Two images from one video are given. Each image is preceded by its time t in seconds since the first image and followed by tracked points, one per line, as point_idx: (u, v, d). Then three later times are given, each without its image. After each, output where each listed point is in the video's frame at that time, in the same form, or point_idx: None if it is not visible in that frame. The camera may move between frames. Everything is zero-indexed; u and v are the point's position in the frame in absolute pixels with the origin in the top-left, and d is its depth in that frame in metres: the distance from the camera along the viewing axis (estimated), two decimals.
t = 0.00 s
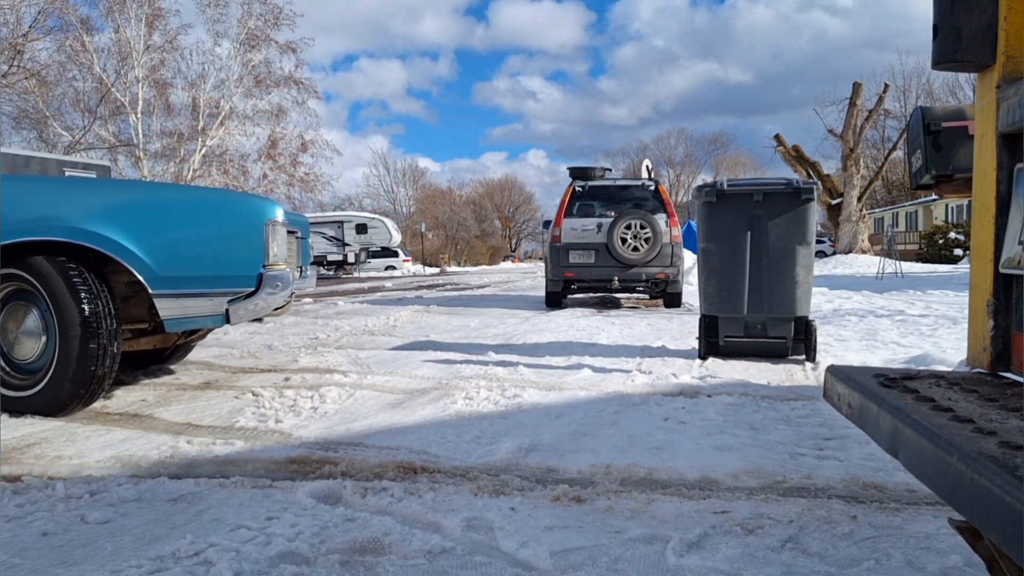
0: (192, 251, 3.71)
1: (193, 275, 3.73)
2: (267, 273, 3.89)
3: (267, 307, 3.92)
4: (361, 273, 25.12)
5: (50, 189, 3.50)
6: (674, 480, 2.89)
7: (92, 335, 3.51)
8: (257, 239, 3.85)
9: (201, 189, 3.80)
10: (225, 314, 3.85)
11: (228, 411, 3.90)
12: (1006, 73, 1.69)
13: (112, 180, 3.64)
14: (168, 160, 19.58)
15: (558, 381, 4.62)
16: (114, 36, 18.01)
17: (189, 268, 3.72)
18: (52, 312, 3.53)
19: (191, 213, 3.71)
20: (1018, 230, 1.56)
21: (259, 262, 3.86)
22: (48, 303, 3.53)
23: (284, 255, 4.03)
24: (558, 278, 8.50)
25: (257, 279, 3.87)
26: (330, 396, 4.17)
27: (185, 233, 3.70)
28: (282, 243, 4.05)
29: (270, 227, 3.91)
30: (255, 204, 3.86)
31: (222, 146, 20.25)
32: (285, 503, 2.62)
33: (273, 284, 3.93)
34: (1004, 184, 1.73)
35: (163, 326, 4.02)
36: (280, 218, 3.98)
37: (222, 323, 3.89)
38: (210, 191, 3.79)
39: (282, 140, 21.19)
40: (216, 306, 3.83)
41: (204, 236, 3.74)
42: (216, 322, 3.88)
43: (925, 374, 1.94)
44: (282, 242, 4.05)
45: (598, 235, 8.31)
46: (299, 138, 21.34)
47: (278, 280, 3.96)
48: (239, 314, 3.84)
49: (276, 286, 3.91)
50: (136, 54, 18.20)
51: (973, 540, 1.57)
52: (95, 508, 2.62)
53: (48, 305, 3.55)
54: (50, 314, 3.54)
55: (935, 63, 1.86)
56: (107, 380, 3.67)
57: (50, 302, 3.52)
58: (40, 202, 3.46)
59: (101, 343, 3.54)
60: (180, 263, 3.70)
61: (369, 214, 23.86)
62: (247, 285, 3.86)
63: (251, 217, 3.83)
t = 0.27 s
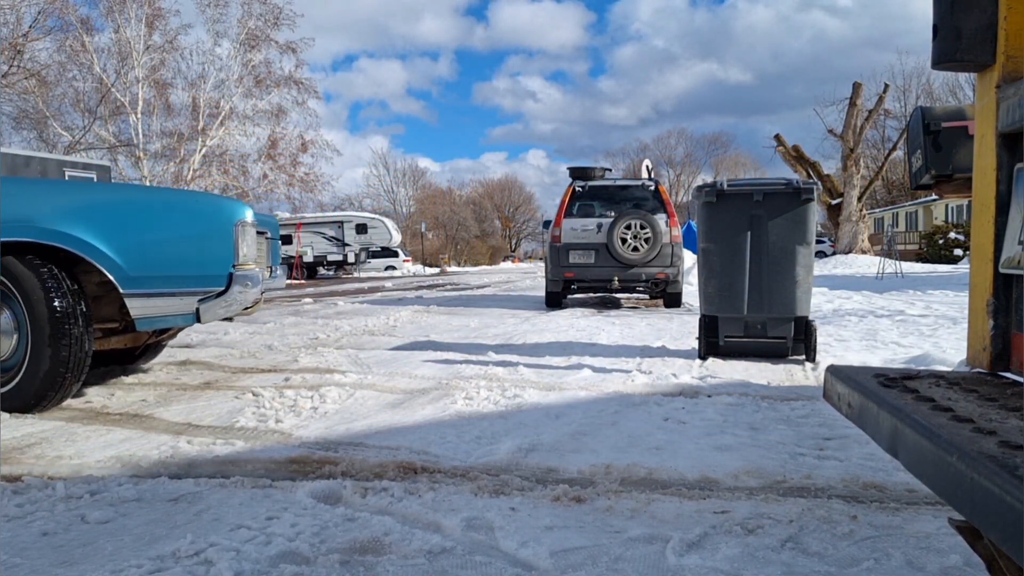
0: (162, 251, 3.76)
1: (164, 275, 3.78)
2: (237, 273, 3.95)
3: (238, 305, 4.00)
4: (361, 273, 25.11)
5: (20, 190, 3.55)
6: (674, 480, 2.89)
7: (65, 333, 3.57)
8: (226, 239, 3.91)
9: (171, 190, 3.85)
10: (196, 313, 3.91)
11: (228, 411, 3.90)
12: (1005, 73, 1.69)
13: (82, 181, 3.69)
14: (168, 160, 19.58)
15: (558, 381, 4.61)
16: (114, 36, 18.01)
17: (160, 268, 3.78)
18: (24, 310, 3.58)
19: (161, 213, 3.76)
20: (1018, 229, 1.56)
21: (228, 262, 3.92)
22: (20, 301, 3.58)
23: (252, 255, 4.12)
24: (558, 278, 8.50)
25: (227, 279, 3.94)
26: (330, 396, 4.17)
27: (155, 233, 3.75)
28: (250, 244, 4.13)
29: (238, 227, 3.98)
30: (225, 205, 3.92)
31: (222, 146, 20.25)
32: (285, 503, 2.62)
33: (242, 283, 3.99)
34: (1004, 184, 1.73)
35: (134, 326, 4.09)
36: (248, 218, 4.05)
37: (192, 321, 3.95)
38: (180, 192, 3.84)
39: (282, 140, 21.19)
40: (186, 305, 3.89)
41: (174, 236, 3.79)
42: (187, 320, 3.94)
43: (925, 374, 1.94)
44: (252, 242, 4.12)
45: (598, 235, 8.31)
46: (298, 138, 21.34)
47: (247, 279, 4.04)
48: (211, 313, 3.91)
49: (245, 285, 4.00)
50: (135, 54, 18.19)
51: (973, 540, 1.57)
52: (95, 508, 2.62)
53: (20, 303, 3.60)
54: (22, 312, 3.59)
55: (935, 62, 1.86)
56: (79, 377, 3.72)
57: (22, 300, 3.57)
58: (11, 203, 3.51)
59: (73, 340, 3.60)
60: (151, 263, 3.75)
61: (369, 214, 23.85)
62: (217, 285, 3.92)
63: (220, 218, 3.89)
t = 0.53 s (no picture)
0: (132, 252, 3.87)
1: (134, 275, 3.89)
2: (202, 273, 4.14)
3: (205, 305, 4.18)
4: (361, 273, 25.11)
5: None
6: (674, 480, 2.89)
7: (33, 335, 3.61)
8: (192, 240, 4.09)
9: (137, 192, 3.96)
10: (164, 313, 4.06)
11: (228, 411, 3.90)
12: (1006, 73, 1.69)
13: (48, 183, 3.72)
14: (168, 160, 19.58)
15: (558, 381, 4.61)
16: (114, 36, 18.00)
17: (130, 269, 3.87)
18: None
19: (131, 215, 3.86)
20: (1018, 230, 1.56)
21: (196, 262, 4.11)
22: None
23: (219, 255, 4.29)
24: (558, 278, 8.50)
25: (195, 279, 4.12)
26: (330, 396, 4.17)
27: (125, 234, 3.85)
28: (219, 243, 4.31)
29: (205, 228, 4.16)
30: (191, 207, 4.10)
31: (222, 146, 20.26)
32: (285, 503, 2.62)
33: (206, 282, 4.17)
34: (1004, 183, 1.73)
35: (103, 326, 4.12)
36: (215, 220, 4.24)
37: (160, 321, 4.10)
38: (146, 194, 3.97)
39: (282, 140, 21.20)
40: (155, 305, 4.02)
41: (143, 237, 3.90)
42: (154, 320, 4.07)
43: (925, 374, 1.94)
44: (219, 242, 4.30)
45: (598, 235, 8.31)
46: (298, 138, 21.35)
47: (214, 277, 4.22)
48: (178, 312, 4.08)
49: (213, 285, 4.18)
50: (135, 54, 18.18)
51: (973, 540, 1.57)
52: (95, 508, 2.62)
53: None
54: None
55: (935, 63, 1.86)
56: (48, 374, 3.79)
57: None
58: None
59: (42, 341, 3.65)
60: (122, 264, 3.84)
61: (369, 214, 23.85)
62: (185, 285, 4.09)
63: (186, 219, 4.07)
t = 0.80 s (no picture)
0: (99, 255, 3.96)
1: (99, 278, 3.98)
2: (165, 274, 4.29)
3: (172, 306, 4.32)
4: (361, 273, 25.12)
5: None
6: (674, 480, 2.89)
7: None
8: (156, 242, 4.24)
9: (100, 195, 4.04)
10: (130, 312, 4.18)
11: (228, 411, 3.90)
12: (1005, 73, 1.69)
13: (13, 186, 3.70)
14: (168, 160, 19.58)
15: (558, 381, 4.61)
16: (114, 36, 18.00)
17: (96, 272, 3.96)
18: None
19: (96, 217, 3.95)
20: (1018, 230, 1.56)
21: (161, 263, 4.27)
22: None
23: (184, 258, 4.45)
24: (558, 278, 8.50)
25: (159, 280, 4.26)
26: (330, 396, 4.17)
27: (91, 238, 3.93)
28: (183, 247, 4.46)
29: (171, 231, 4.33)
30: (155, 211, 4.25)
31: (222, 146, 20.26)
32: (285, 503, 2.62)
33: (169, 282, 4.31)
34: (1004, 184, 1.73)
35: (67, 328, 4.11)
36: (179, 223, 4.40)
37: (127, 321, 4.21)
38: (111, 198, 4.06)
39: (283, 141, 21.20)
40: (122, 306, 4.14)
41: (110, 240, 4.00)
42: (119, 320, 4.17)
43: (925, 374, 1.94)
44: (184, 246, 4.46)
45: (598, 235, 8.31)
46: (298, 138, 21.35)
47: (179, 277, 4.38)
48: (145, 313, 4.21)
49: (180, 286, 4.33)
50: (135, 54, 18.18)
51: (973, 540, 1.56)
52: (95, 508, 2.61)
53: None
54: None
55: (935, 63, 1.86)
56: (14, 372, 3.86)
57: None
58: None
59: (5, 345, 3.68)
60: (88, 267, 3.92)
61: (369, 214, 23.85)
62: (151, 287, 4.23)
63: (150, 223, 4.22)
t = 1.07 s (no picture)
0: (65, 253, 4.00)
1: (66, 275, 4.02)
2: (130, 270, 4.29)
3: (138, 301, 4.31)
4: (361, 273, 25.11)
5: None
6: (674, 480, 2.89)
7: None
8: (121, 240, 4.24)
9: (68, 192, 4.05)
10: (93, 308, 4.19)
11: (228, 411, 3.90)
12: (1005, 73, 1.69)
13: None
14: (168, 160, 19.59)
15: (558, 381, 4.61)
16: (114, 36, 17.99)
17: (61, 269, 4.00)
18: None
19: (64, 216, 3.98)
20: (1018, 230, 1.56)
21: (125, 258, 4.27)
22: None
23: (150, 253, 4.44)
24: (558, 278, 8.50)
25: (124, 276, 4.26)
26: (330, 396, 4.17)
27: (57, 236, 3.96)
28: (148, 243, 4.46)
29: (136, 228, 4.32)
30: (121, 208, 4.26)
31: (222, 146, 20.26)
32: (285, 503, 2.62)
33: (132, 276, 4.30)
34: (1004, 184, 1.73)
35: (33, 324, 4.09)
36: (145, 220, 4.39)
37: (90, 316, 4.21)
38: (78, 195, 4.08)
39: (282, 141, 21.20)
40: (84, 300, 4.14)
41: (76, 238, 4.04)
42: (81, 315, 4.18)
43: (925, 374, 1.94)
44: (149, 242, 4.45)
45: (598, 235, 8.31)
46: (298, 138, 21.35)
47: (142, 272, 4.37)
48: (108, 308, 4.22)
49: (145, 282, 4.32)
50: (135, 54, 18.18)
51: (973, 540, 1.56)
52: (95, 508, 2.62)
53: None
54: None
55: (935, 63, 1.86)
56: None
57: None
58: None
59: None
60: (54, 265, 3.97)
61: (369, 214, 23.85)
62: (115, 282, 4.24)
63: (117, 221, 4.23)
